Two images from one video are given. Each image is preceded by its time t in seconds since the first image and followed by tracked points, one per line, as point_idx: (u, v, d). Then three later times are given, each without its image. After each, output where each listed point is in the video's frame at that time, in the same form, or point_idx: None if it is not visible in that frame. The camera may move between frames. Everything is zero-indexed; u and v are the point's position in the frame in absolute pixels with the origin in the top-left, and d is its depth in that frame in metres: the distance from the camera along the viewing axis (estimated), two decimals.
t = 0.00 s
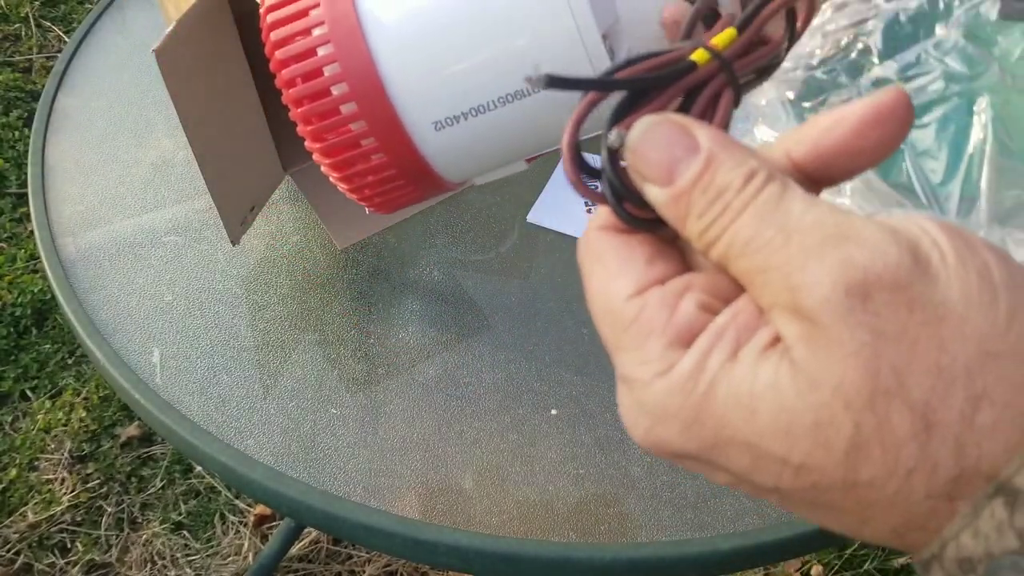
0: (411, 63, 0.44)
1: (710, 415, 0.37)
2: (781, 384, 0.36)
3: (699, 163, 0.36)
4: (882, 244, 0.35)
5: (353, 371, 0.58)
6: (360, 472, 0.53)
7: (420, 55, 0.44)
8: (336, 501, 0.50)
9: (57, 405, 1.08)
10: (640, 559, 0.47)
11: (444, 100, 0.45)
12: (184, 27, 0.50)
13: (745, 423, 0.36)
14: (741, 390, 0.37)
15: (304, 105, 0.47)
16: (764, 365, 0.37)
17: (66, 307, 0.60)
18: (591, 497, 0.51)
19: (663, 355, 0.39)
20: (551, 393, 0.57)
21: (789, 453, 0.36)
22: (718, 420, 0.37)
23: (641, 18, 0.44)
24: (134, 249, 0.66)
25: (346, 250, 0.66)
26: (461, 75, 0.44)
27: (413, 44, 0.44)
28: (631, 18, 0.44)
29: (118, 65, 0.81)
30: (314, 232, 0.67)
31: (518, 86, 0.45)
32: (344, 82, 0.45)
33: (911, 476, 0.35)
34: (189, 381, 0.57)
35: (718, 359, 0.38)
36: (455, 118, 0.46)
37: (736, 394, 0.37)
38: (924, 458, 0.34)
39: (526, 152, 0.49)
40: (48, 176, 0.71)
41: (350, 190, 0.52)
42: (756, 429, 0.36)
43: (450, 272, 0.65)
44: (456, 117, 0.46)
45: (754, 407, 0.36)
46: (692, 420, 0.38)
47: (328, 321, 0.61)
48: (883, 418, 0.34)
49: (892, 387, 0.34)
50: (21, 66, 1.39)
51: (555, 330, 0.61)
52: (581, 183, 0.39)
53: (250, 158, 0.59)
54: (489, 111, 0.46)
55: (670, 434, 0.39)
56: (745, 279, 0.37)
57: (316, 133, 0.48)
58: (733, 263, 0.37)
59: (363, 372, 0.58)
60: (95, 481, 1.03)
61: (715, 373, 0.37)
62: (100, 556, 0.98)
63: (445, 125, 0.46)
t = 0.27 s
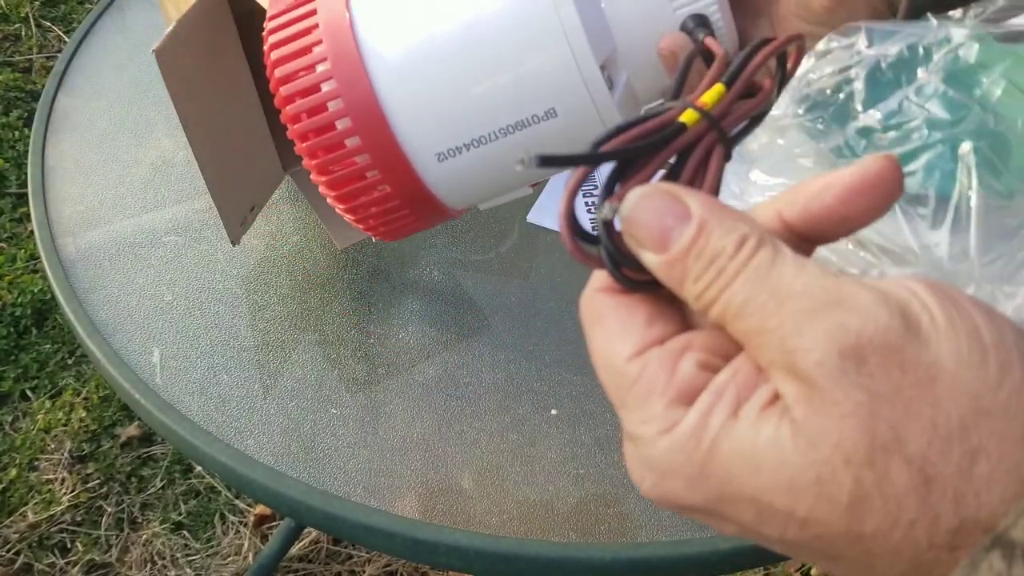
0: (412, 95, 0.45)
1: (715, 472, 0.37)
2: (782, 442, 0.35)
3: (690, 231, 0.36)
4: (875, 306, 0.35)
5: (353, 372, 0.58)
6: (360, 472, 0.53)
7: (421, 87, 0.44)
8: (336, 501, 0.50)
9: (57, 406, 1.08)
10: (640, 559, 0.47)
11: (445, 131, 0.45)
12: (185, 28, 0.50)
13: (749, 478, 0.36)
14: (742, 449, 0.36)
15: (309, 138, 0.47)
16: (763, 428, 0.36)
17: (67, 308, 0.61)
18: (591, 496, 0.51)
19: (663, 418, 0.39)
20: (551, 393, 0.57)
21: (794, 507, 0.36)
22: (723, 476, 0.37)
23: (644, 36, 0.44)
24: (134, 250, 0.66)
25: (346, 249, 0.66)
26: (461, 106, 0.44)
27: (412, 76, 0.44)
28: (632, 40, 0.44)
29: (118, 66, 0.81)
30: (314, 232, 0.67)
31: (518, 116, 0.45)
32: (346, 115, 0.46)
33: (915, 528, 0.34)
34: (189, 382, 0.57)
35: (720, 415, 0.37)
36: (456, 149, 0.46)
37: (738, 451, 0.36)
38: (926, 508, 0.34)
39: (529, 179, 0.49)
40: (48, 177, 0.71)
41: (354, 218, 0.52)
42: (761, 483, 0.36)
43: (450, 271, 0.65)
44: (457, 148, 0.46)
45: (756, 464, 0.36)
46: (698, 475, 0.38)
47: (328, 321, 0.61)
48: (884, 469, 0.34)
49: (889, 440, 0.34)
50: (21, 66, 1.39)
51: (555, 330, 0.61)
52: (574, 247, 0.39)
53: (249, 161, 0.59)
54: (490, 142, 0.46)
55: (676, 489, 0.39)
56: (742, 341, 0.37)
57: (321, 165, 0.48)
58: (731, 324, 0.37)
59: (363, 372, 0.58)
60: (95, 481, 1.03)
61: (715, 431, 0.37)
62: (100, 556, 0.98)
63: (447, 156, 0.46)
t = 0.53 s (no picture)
0: (419, 115, 0.44)
1: (788, 513, 0.35)
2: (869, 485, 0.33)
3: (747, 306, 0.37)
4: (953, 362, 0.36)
5: (352, 372, 0.58)
6: (360, 471, 0.53)
7: (428, 109, 0.44)
8: (336, 501, 0.50)
9: (57, 406, 1.08)
10: (640, 558, 0.47)
11: (453, 152, 0.45)
12: (185, 28, 0.50)
13: (829, 522, 0.34)
14: (819, 492, 0.34)
15: (317, 161, 0.47)
16: (840, 470, 0.34)
17: (67, 308, 0.61)
18: (591, 496, 0.51)
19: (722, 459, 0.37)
20: (551, 393, 0.57)
21: (876, 548, 0.33)
22: (797, 519, 0.34)
23: (647, 59, 0.45)
24: (134, 250, 0.66)
25: (346, 249, 0.66)
26: (467, 130, 0.44)
27: (419, 97, 0.44)
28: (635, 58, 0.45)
29: (118, 66, 0.81)
30: (314, 232, 0.67)
31: (526, 138, 0.45)
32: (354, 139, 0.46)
33: None
34: (189, 382, 0.57)
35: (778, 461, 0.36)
36: (465, 171, 0.46)
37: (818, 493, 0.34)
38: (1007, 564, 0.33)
39: (536, 196, 0.49)
40: (48, 177, 0.71)
41: (361, 236, 0.52)
42: (841, 526, 0.33)
43: (451, 271, 0.65)
44: (465, 169, 0.46)
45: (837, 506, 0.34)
46: (766, 517, 0.35)
47: (328, 321, 0.61)
48: (968, 512, 0.33)
49: (973, 482, 0.33)
50: (21, 66, 1.39)
51: (553, 329, 0.61)
52: (620, 335, 0.39)
53: (249, 163, 0.59)
54: (497, 164, 0.46)
55: (736, 536, 0.36)
56: (807, 398, 0.36)
57: (330, 187, 0.48)
58: (796, 379, 0.36)
59: (363, 372, 0.58)
60: (95, 482, 1.03)
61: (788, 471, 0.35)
62: (100, 556, 0.98)
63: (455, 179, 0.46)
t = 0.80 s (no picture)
0: (395, 55, 0.44)
1: None
2: None
3: (857, 421, 0.37)
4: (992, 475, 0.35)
5: (352, 371, 0.58)
6: (360, 472, 0.53)
7: (406, 49, 0.44)
8: (336, 501, 0.50)
9: (56, 405, 1.08)
10: (640, 558, 0.47)
11: (424, 96, 0.45)
12: (185, 28, 0.50)
13: None
14: None
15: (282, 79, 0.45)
16: None
17: (67, 308, 0.61)
18: (591, 496, 0.51)
19: (814, 563, 0.36)
20: (551, 393, 0.57)
21: None
22: None
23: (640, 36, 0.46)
24: (134, 249, 0.66)
25: (346, 250, 0.66)
26: (446, 82, 0.44)
27: (399, 37, 0.44)
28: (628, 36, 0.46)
29: (118, 66, 0.81)
30: (314, 232, 0.67)
31: (499, 92, 0.45)
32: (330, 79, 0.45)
33: None
34: (189, 382, 0.57)
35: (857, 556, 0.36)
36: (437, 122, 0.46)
37: None
38: None
39: (501, 158, 0.49)
40: (47, 177, 0.71)
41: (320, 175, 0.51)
42: None
43: (450, 272, 0.65)
44: (432, 114, 0.45)
45: None
46: None
47: (328, 321, 0.61)
48: None
49: None
50: (21, 66, 1.39)
51: (552, 329, 0.61)
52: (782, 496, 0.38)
53: (249, 163, 0.59)
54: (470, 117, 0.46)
55: None
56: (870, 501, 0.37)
57: (289, 108, 0.46)
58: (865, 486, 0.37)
59: (363, 372, 0.58)
60: (95, 482, 1.03)
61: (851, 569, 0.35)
62: (100, 556, 0.98)
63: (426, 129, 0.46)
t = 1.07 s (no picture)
0: (382, 53, 0.44)
1: None
2: None
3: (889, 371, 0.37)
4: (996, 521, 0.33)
5: (352, 372, 0.58)
6: (360, 472, 0.53)
7: (391, 47, 0.44)
8: (336, 500, 0.50)
9: (56, 405, 1.08)
10: (640, 558, 0.47)
11: (410, 96, 0.45)
12: (186, 28, 0.50)
13: None
14: None
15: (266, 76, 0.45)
16: None
17: (67, 308, 0.61)
18: (592, 496, 0.51)
19: (854, 511, 0.35)
20: (551, 393, 0.57)
21: None
22: None
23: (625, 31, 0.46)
24: (134, 249, 0.66)
25: (346, 249, 0.66)
26: (431, 76, 0.44)
27: (384, 37, 0.44)
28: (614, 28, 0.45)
29: (118, 66, 0.81)
30: (314, 232, 0.67)
31: (483, 88, 0.45)
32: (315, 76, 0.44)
33: None
34: (188, 382, 0.57)
35: (902, 509, 0.35)
36: (424, 115, 0.46)
37: None
38: None
39: (490, 150, 0.49)
40: (47, 177, 0.71)
41: (308, 171, 0.51)
42: None
43: (450, 271, 0.65)
44: (419, 110, 0.46)
45: None
46: None
47: (328, 321, 0.61)
48: None
49: None
50: (21, 67, 1.39)
51: (552, 328, 0.61)
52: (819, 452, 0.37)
53: (250, 163, 0.59)
54: (455, 110, 0.46)
55: None
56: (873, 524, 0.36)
57: (275, 105, 0.46)
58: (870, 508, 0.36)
59: (363, 372, 0.58)
60: (95, 482, 1.03)
61: None
62: (100, 556, 0.98)
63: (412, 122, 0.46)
